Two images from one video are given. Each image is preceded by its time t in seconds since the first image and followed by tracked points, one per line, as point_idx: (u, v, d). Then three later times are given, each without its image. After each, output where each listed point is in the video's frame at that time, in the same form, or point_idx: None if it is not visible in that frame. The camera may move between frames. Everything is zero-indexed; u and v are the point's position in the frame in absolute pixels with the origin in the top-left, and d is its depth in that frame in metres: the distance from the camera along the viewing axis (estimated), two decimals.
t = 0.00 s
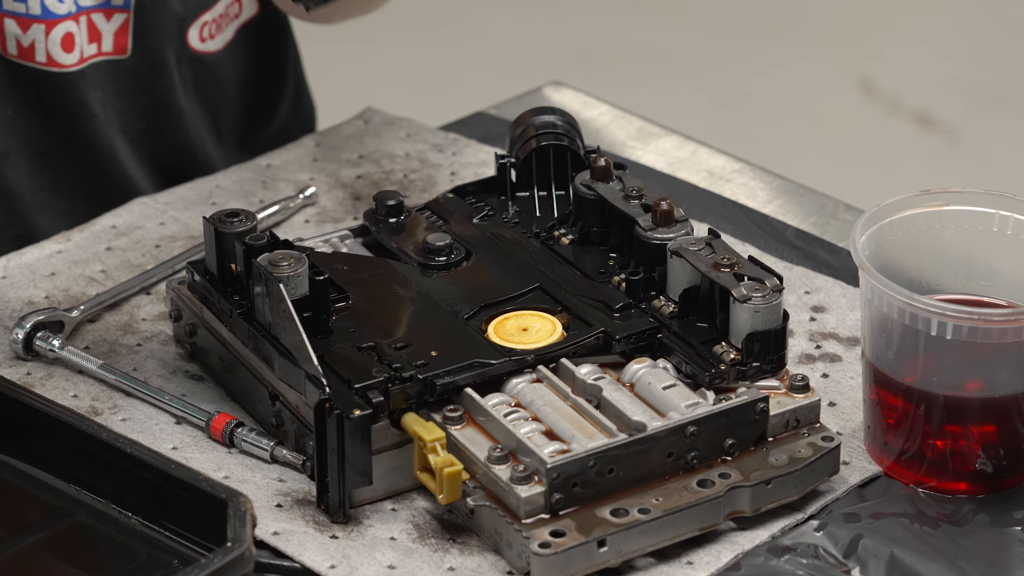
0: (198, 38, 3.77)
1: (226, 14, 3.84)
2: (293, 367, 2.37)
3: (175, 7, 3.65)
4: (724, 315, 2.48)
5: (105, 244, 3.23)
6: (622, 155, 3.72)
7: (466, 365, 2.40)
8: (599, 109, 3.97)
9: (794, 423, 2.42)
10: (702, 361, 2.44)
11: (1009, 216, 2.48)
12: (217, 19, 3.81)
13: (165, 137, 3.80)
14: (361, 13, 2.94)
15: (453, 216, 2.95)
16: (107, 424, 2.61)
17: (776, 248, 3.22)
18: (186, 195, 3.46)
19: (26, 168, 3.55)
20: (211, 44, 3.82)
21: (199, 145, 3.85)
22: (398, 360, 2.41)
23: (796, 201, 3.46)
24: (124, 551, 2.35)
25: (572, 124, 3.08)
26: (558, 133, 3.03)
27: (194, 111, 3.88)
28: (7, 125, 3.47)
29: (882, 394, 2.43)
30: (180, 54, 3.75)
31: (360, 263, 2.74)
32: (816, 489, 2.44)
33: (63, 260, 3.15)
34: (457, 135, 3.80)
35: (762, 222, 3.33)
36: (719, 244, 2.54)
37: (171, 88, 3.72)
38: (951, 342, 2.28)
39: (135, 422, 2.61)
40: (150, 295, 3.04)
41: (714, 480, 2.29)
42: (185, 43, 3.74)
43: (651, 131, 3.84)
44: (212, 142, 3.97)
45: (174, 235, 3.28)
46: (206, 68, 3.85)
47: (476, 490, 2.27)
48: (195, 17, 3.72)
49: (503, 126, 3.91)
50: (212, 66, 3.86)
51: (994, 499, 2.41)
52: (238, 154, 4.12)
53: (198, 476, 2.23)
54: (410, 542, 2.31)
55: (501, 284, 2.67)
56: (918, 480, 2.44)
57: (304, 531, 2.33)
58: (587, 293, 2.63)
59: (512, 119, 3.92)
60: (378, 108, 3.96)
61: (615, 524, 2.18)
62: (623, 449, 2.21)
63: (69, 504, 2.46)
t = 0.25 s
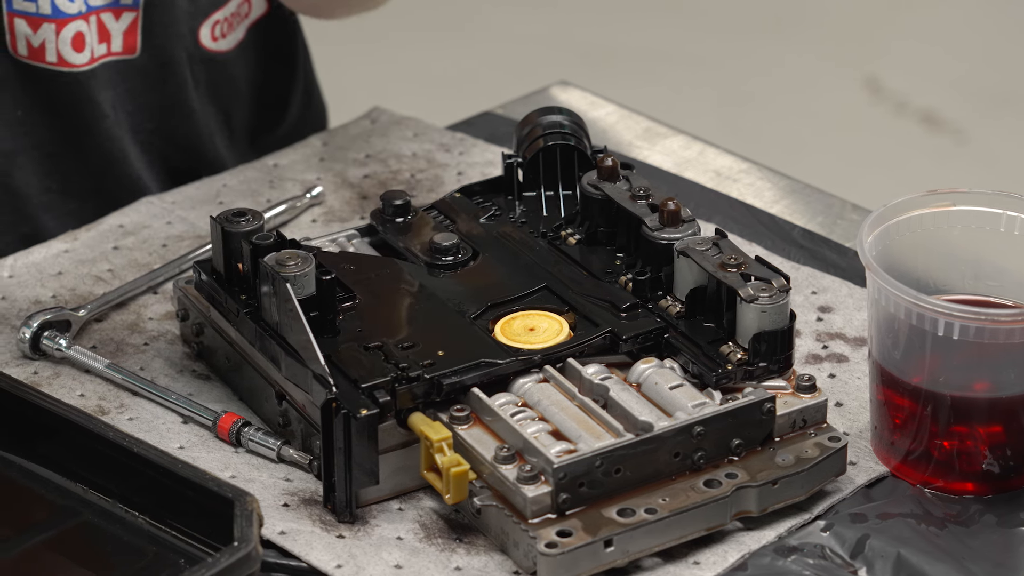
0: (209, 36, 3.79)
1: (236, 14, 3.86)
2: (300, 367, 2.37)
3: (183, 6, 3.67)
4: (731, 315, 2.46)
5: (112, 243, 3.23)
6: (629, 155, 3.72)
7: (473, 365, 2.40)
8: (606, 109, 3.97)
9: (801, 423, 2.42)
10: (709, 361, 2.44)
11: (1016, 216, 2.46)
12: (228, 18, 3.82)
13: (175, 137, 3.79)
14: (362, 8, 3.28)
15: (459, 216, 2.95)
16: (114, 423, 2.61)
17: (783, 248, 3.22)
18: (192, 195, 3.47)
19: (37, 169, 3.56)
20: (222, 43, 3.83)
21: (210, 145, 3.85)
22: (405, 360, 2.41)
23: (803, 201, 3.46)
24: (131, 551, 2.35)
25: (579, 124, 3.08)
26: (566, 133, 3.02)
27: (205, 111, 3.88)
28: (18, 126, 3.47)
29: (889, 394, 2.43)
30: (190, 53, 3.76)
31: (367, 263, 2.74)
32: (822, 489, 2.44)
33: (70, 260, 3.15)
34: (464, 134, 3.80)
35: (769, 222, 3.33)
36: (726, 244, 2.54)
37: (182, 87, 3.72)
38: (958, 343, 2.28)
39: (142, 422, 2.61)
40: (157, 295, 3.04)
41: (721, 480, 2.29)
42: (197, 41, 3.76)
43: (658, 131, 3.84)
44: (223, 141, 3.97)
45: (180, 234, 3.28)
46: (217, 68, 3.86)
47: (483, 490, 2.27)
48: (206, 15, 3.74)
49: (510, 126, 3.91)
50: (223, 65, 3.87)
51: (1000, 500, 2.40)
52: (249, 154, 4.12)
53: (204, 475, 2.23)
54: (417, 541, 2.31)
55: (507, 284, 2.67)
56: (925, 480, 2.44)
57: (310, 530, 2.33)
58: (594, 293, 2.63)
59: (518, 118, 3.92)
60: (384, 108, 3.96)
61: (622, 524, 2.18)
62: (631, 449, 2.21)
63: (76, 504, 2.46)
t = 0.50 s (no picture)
0: (210, 35, 3.76)
1: (240, 12, 3.84)
2: (306, 366, 2.37)
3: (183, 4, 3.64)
4: (737, 315, 2.47)
5: (119, 243, 3.23)
6: (636, 155, 3.72)
7: (479, 365, 2.40)
8: (613, 109, 3.97)
9: (808, 423, 2.42)
10: (715, 361, 2.44)
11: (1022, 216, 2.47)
12: (230, 16, 3.81)
13: (191, 142, 3.71)
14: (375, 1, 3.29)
15: (466, 215, 2.95)
16: (120, 422, 2.62)
17: (790, 248, 3.22)
18: (199, 194, 3.47)
19: (42, 177, 3.37)
20: (224, 41, 3.82)
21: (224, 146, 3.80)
22: (412, 360, 2.41)
23: (810, 202, 3.46)
24: (138, 550, 2.35)
25: (586, 124, 3.07)
26: (572, 133, 3.02)
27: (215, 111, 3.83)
28: (23, 139, 3.30)
29: (896, 395, 2.43)
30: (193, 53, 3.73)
31: (374, 262, 2.74)
32: (829, 489, 2.44)
33: (76, 259, 3.16)
34: (471, 134, 3.80)
35: (776, 222, 3.33)
36: (733, 244, 2.53)
37: (192, 87, 3.64)
38: (965, 343, 2.28)
39: (148, 421, 2.61)
40: (163, 294, 3.04)
41: (727, 480, 2.29)
42: (197, 40, 3.73)
43: (665, 131, 3.84)
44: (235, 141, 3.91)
45: (187, 234, 3.28)
46: (219, 66, 3.83)
47: (489, 489, 2.27)
48: (205, 14, 3.72)
49: (517, 125, 3.91)
50: (227, 63, 3.84)
51: (1007, 500, 2.40)
52: (261, 154, 4.04)
53: (211, 475, 2.23)
54: (423, 541, 2.31)
55: (514, 284, 2.67)
56: (931, 481, 2.44)
57: (317, 530, 2.33)
58: (601, 293, 2.63)
59: (525, 118, 3.92)
60: (391, 107, 3.96)
61: (628, 524, 2.17)
62: (637, 449, 2.21)
63: (83, 503, 2.46)
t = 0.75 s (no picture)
0: (214, 32, 3.77)
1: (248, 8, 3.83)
2: (312, 366, 2.37)
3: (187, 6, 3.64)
4: (743, 315, 2.46)
5: (125, 242, 3.23)
6: (642, 155, 3.72)
7: (485, 365, 2.40)
8: (619, 109, 3.97)
9: (814, 423, 2.42)
10: (721, 361, 2.44)
11: None
12: (236, 13, 3.80)
13: (200, 141, 3.79)
14: None
15: (472, 215, 2.95)
16: (126, 422, 2.62)
17: (796, 248, 3.22)
18: (205, 193, 3.47)
19: (44, 190, 3.44)
20: (230, 37, 3.82)
21: (233, 141, 3.86)
22: (417, 360, 2.41)
23: (816, 202, 3.46)
24: (144, 549, 2.35)
25: (592, 124, 3.07)
26: (579, 133, 3.02)
27: (225, 106, 3.87)
28: (26, 152, 3.37)
29: (902, 395, 2.43)
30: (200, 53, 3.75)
31: (380, 262, 2.73)
32: (835, 490, 2.44)
33: (82, 258, 3.16)
34: (476, 134, 3.80)
35: (781, 222, 3.33)
36: (739, 244, 2.53)
37: (200, 86, 3.69)
38: (971, 343, 2.28)
39: (154, 420, 2.61)
40: (169, 294, 3.04)
41: (733, 481, 2.29)
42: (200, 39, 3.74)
43: (671, 131, 3.84)
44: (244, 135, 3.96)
45: (193, 234, 3.28)
46: (227, 63, 3.85)
47: (495, 489, 2.27)
48: (208, 12, 3.72)
49: (523, 125, 3.91)
50: (235, 59, 3.86)
51: (1013, 501, 2.40)
52: (273, 146, 4.09)
53: (217, 474, 2.23)
54: (429, 541, 2.32)
55: (519, 284, 2.67)
56: (937, 481, 2.44)
57: (322, 529, 2.33)
58: (607, 293, 2.63)
59: (531, 118, 3.92)
60: (397, 107, 3.96)
61: (634, 524, 2.17)
62: (642, 449, 2.21)
63: (89, 502, 2.46)
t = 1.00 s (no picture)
0: (203, 38, 3.72)
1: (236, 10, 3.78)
2: (317, 366, 2.37)
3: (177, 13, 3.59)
4: (748, 315, 2.47)
5: (130, 242, 3.23)
6: (647, 155, 3.72)
7: (490, 365, 2.40)
8: (624, 109, 3.97)
9: (819, 423, 2.42)
10: (726, 361, 2.44)
11: None
12: (225, 17, 3.75)
13: (195, 146, 3.70)
14: None
15: (477, 215, 2.95)
16: (131, 421, 2.62)
17: (801, 248, 3.22)
18: (209, 193, 3.47)
19: (43, 203, 3.36)
20: (220, 42, 3.77)
21: (229, 146, 3.78)
22: (422, 360, 2.41)
23: (821, 202, 3.46)
24: (148, 549, 2.35)
25: (597, 124, 3.08)
26: (584, 133, 3.02)
27: (218, 111, 3.80)
28: (24, 165, 3.29)
29: (907, 395, 2.43)
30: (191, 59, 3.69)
31: (385, 262, 2.73)
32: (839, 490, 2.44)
33: (87, 258, 3.16)
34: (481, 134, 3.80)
35: (786, 222, 3.33)
36: (744, 244, 2.53)
37: (194, 92, 3.63)
38: (976, 344, 2.27)
39: (159, 420, 2.62)
40: (174, 293, 3.04)
41: (738, 481, 2.29)
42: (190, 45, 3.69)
43: (676, 131, 3.84)
44: (239, 139, 3.88)
45: (198, 233, 3.28)
46: (216, 67, 3.79)
47: (500, 489, 2.27)
48: (196, 17, 3.67)
49: (528, 125, 3.91)
50: (225, 64, 3.81)
51: (1018, 501, 2.40)
52: (269, 148, 4.02)
53: (222, 474, 2.23)
54: (434, 540, 2.32)
55: (524, 283, 2.67)
56: (942, 481, 2.44)
57: (327, 529, 2.33)
58: (612, 292, 2.63)
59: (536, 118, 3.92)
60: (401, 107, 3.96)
61: (639, 524, 2.17)
62: (647, 449, 2.21)
63: (94, 502, 2.46)
